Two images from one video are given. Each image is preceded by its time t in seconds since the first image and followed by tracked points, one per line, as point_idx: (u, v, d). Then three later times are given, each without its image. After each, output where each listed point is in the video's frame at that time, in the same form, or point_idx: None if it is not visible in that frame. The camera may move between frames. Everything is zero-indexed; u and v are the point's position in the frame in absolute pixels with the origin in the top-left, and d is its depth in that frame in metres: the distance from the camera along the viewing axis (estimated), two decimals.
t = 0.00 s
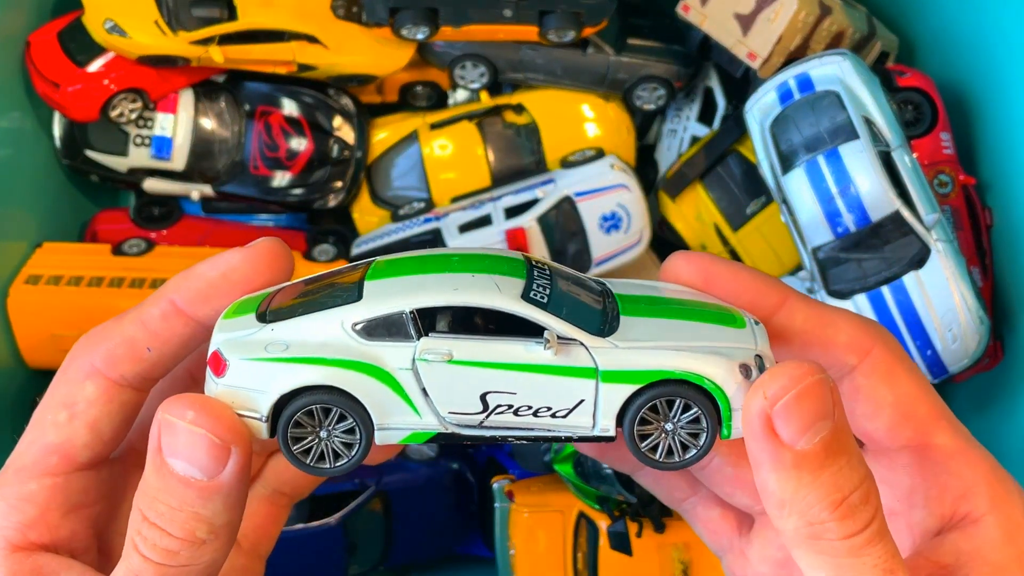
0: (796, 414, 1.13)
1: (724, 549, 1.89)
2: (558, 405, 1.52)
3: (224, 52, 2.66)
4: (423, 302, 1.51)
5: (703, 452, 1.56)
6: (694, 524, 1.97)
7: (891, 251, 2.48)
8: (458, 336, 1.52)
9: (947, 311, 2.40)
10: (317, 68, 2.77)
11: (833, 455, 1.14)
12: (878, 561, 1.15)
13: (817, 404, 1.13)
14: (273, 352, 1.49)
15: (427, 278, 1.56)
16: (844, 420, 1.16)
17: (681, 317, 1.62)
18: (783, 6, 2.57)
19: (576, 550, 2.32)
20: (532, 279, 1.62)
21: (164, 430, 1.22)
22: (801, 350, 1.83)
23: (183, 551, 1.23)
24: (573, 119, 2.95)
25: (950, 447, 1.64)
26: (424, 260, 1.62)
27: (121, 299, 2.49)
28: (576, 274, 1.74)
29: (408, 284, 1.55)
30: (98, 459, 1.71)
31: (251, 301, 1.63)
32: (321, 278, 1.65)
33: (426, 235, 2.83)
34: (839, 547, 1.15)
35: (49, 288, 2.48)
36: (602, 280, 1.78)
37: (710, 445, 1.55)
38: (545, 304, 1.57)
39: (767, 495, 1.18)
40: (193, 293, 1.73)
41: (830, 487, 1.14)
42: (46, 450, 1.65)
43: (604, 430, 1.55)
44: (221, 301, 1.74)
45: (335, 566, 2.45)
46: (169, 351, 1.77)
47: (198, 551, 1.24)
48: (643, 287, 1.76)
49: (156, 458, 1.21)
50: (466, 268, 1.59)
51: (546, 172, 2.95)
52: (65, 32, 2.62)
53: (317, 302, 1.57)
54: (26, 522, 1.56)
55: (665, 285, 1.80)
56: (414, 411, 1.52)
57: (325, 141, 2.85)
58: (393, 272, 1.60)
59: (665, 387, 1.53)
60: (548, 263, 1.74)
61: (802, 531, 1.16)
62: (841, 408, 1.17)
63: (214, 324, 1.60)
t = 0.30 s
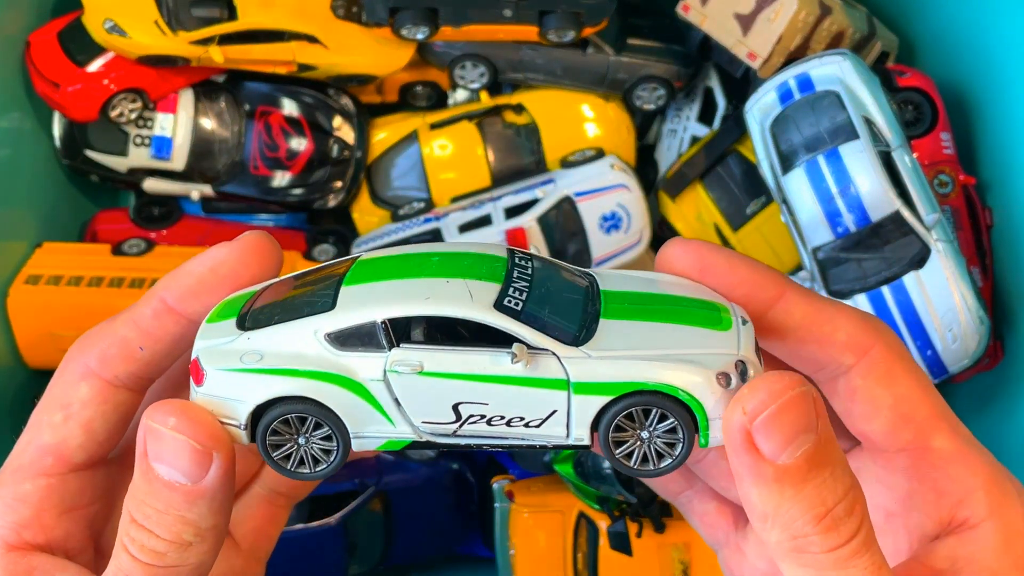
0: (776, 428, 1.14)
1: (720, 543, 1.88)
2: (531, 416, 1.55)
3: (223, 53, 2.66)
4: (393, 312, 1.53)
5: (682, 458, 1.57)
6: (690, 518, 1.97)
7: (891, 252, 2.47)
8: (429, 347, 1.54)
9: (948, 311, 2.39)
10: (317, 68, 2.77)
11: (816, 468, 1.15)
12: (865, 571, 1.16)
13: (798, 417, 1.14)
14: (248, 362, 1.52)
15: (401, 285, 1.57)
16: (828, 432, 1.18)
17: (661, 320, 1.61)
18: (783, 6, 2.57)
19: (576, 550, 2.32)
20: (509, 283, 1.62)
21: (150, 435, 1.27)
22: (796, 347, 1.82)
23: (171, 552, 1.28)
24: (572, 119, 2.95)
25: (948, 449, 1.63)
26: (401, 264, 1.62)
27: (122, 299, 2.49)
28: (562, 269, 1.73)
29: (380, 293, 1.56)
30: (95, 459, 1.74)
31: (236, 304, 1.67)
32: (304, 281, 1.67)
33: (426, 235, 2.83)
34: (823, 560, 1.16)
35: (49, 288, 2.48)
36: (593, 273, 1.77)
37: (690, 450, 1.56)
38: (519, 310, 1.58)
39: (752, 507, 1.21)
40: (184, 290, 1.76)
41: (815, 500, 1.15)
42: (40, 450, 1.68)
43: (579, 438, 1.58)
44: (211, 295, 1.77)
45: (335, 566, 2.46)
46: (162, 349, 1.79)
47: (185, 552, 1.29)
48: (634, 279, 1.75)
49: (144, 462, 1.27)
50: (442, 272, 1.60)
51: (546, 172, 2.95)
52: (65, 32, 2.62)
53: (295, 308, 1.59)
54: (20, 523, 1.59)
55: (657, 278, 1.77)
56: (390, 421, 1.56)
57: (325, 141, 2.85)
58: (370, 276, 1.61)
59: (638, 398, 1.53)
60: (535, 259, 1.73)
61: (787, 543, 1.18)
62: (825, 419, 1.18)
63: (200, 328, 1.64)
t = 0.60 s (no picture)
0: (721, 471, 1.22)
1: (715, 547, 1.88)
2: (506, 421, 1.60)
3: (223, 52, 2.65)
4: (373, 313, 1.58)
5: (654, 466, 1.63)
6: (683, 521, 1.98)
7: (891, 251, 2.48)
8: (406, 348, 1.59)
9: (948, 311, 2.39)
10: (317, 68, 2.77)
11: (771, 501, 1.22)
12: None
13: (741, 460, 1.22)
14: (233, 356, 1.58)
15: (383, 285, 1.62)
16: (778, 465, 1.25)
17: (641, 330, 1.65)
18: (783, 5, 2.57)
19: (576, 549, 2.33)
20: (491, 286, 1.66)
21: (141, 426, 1.35)
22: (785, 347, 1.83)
23: (162, 539, 1.36)
24: (572, 119, 2.95)
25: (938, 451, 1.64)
26: (388, 263, 1.67)
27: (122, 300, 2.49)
28: (549, 267, 1.78)
29: (362, 293, 1.61)
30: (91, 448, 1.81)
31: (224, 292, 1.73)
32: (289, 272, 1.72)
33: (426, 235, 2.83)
34: None
35: (49, 288, 2.48)
36: (580, 271, 1.81)
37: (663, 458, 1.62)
38: (497, 314, 1.62)
39: (720, 549, 1.28)
40: (171, 280, 1.82)
41: (773, 536, 1.22)
42: (39, 442, 1.75)
43: (554, 443, 1.64)
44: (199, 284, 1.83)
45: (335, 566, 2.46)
46: (154, 339, 1.86)
47: (176, 539, 1.37)
48: (623, 281, 1.79)
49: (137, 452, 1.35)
50: (425, 273, 1.64)
51: (545, 172, 2.95)
52: (65, 32, 2.62)
53: (280, 301, 1.65)
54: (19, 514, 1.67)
55: (645, 278, 1.82)
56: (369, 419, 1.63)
57: (325, 141, 2.85)
58: (356, 273, 1.66)
59: (613, 408, 1.58)
60: (521, 259, 1.77)
61: None
62: (774, 453, 1.25)
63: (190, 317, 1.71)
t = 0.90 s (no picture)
0: (648, 522, 1.27)
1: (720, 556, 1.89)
2: (452, 433, 1.67)
3: (223, 53, 2.65)
4: (343, 307, 1.62)
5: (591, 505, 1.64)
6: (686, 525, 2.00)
7: (891, 251, 2.48)
8: (365, 347, 1.64)
9: (948, 311, 2.40)
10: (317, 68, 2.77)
11: (703, 550, 1.25)
12: None
13: (658, 510, 1.28)
14: (213, 323, 1.67)
15: (360, 278, 1.65)
16: (711, 513, 1.28)
17: (601, 363, 1.63)
18: (783, 5, 2.57)
19: (576, 549, 2.35)
20: (466, 293, 1.68)
21: (133, 385, 1.54)
22: (794, 365, 1.81)
23: (153, 494, 1.46)
24: (572, 119, 2.95)
25: (943, 472, 1.58)
26: (373, 253, 1.71)
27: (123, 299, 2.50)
28: (541, 274, 1.79)
29: (336, 285, 1.65)
30: (100, 425, 1.90)
31: (227, 250, 1.81)
32: (286, 243, 1.79)
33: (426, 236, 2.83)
34: None
35: (49, 288, 2.48)
36: (574, 281, 1.81)
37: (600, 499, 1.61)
38: (461, 327, 1.64)
39: None
40: (155, 268, 1.95)
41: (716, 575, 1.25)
42: (52, 420, 1.85)
43: (496, 461, 1.69)
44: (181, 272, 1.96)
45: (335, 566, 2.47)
46: (138, 321, 1.99)
47: (167, 493, 1.47)
48: (615, 300, 1.78)
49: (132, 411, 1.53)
50: (403, 271, 1.67)
51: (546, 173, 2.95)
52: (65, 32, 2.62)
53: (268, 275, 1.72)
54: (48, 487, 1.72)
55: (637, 299, 1.79)
56: (323, 402, 1.70)
57: (325, 141, 2.85)
58: (341, 258, 1.71)
59: (548, 446, 1.59)
60: (512, 265, 1.78)
61: None
62: (706, 501, 1.29)
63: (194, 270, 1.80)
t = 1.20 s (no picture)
0: (608, 561, 1.28)
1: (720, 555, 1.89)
2: (428, 447, 1.67)
3: (224, 53, 2.66)
4: (330, 312, 1.62)
5: (553, 530, 1.63)
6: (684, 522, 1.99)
7: (891, 252, 2.48)
8: (350, 354, 1.64)
9: (948, 311, 2.39)
10: (317, 68, 2.77)
11: None
12: None
13: (619, 549, 1.28)
14: (213, 309, 1.70)
15: (352, 282, 1.65)
16: (671, 551, 1.27)
17: (579, 395, 1.60)
18: (783, 5, 2.57)
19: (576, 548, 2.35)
20: (455, 308, 1.66)
21: (266, 424, 1.43)
22: (794, 395, 1.70)
23: (242, 541, 1.39)
24: (572, 119, 2.95)
25: (939, 501, 1.53)
26: (368, 257, 1.71)
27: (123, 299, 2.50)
28: (538, 293, 1.75)
29: (325, 290, 1.64)
30: (145, 412, 1.90)
31: (241, 229, 1.84)
32: (295, 231, 1.80)
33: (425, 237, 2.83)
34: None
35: (49, 288, 2.48)
36: (571, 301, 1.77)
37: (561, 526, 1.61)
38: (442, 346, 1.62)
39: None
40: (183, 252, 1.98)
41: None
42: (97, 411, 1.85)
43: (466, 479, 1.69)
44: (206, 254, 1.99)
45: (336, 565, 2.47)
46: (172, 307, 1.99)
47: (254, 546, 1.40)
48: (612, 325, 1.74)
49: (250, 448, 1.42)
50: (394, 280, 1.66)
51: (546, 173, 2.96)
52: (65, 32, 2.62)
53: (270, 264, 1.73)
54: (94, 475, 1.72)
55: (632, 328, 1.74)
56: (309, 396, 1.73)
57: (325, 141, 2.85)
58: (337, 258, 1.71)
59: (513, 476, 1.58)
60: (509, 280, 1.75)
61: None
62: (665, 539, 1.28)
63: (207, 248, 1.83)
